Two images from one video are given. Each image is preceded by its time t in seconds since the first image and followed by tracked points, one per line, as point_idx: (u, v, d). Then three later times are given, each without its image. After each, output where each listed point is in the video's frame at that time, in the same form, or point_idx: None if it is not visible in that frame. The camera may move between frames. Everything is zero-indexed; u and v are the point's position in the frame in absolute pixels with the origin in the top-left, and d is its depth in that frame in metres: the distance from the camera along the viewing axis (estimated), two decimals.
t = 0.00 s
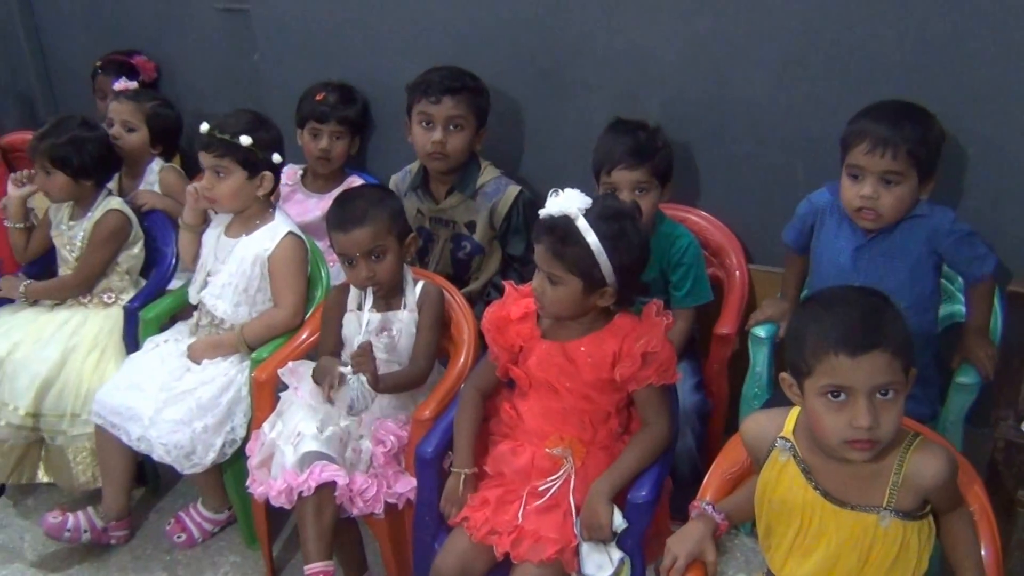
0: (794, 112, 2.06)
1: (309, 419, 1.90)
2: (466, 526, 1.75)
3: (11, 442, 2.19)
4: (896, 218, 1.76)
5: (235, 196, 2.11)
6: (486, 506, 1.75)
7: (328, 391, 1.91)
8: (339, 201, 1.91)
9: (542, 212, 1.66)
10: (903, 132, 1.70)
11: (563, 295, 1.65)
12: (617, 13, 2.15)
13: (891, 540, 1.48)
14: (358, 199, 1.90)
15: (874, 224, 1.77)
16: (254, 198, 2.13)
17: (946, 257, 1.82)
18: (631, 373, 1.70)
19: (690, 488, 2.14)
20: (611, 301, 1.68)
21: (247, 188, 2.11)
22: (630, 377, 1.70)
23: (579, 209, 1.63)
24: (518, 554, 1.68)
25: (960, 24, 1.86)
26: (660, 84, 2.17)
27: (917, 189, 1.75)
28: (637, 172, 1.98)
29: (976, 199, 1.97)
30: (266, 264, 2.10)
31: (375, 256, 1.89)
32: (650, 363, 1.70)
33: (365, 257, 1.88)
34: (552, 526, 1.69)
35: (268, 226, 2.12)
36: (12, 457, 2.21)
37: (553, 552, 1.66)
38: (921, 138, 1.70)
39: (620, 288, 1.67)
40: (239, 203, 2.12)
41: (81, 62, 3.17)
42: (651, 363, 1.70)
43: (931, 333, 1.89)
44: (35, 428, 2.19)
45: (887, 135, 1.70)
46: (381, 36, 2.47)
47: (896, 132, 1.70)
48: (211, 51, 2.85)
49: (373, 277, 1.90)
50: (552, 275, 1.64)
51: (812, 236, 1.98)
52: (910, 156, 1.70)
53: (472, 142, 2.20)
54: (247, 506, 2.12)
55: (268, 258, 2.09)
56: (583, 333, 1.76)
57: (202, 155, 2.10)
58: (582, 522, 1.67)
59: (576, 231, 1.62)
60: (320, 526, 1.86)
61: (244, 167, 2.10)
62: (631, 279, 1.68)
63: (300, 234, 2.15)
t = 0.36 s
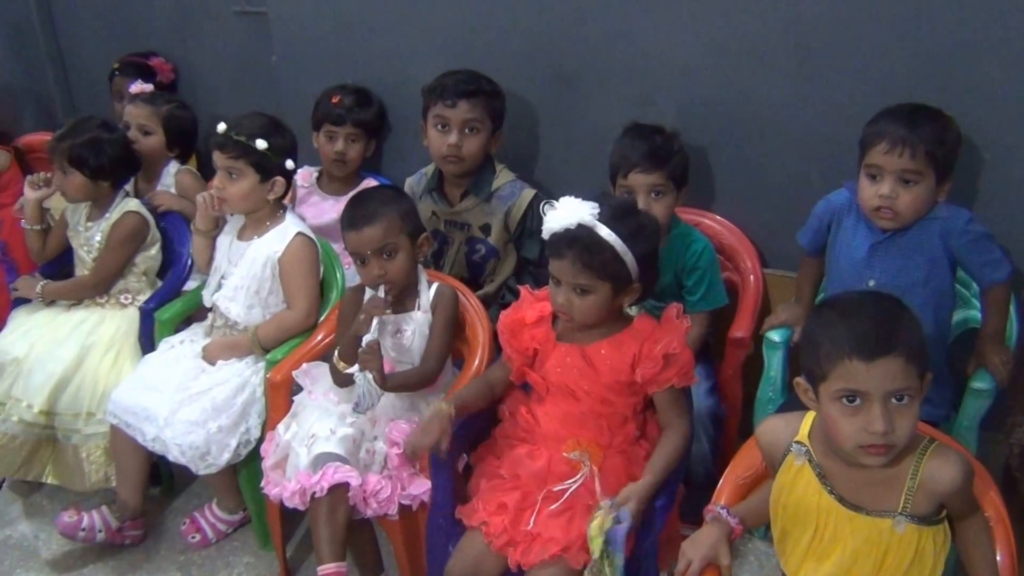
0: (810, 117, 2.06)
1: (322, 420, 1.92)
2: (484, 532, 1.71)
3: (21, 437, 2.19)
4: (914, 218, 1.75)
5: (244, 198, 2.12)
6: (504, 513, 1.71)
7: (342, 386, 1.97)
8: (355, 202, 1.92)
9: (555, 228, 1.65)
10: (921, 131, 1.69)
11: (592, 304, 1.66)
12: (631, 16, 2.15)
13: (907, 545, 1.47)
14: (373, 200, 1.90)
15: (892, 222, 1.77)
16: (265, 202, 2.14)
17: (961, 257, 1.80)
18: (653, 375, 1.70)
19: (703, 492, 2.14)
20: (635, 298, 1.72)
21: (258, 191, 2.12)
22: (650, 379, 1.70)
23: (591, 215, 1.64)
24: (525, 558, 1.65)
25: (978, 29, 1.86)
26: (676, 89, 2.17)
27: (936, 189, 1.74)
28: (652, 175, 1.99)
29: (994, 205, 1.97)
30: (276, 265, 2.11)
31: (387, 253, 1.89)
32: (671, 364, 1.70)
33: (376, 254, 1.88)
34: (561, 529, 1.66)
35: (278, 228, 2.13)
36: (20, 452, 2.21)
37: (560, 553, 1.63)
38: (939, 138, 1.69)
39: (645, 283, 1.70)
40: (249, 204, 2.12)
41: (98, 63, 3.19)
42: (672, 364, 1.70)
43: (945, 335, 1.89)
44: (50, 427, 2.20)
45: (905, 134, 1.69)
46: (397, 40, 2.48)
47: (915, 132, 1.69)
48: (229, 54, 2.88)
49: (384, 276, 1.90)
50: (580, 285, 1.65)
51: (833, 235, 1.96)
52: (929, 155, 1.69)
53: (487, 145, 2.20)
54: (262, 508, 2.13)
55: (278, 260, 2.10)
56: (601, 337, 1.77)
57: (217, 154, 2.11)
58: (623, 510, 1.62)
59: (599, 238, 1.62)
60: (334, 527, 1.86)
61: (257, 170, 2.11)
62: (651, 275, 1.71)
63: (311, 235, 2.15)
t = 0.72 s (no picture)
0: (823, 121, 2.06)
1: (333, 422, 1.92)
2: (496, 534, 1.71)
3: (36, 434, 2.23)
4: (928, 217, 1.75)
5: (263, 198, 2.13)
6: (517, 515, 1.71)
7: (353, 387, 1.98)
8: (368, 204, 1.93)
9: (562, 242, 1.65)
10: (937, 132, 1.68)
11: (618, 311, 1.68)
12: (645, 20, 2.16)
13: (919, 549, 1.47)
14: (386, 202, 1.91)
15: (906, 221, 1.76)
16: (282, 202, 2.15)
17: (974, 259, 1.80)
18: (682, 380, 1.68)
19: (714, 495, 2.14)
20: (654, 294, 1.74)
21: (275, 191, 2.13)
22: (680, 383, 1.69)
23: (601, 224, 1.64)
24: (536, 559, 1.65)
25: (994, 33, 1.85)
26: (688, 92, 2.18)
27: (951, 189, 1.73)
28: (666, 179, 2.00)
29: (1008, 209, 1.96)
30: (292, 267, 2.11)
31: (396, 255, 1.89)
32: (702, 369, 1.69)
33: (386, 256, 1.89)
34: (574, 533, 1.65)
35: (295, 229, 2.14)
36: (33, 445, 2.24)
37: (571, 555, 1.63)
38: (955, 139, 1.69)
39: (662, 277, 1.73)
40: (267, 205, 2.14)
41: (113, 63, 3.21)
42: (702, 369, 1.69)
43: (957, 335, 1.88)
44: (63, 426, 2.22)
45: (921, 136, 1.69)
46: (410, 43, 2.49)
47: (930, 132, 1.69)
48: (243, 56, 2.89)
49: (393, 277, 1.91)
50: (604, 293, 1.66)
51: (851, 228, 1.95)
52: (945, 157, 1.68)
53: (500, 148, 2.21)
54: (274, 509, 2.13)
55: (294, 261, 2.11)
56: (628, 340, 1.77)
57: (231, 155, 2.12)
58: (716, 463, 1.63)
59: (612, 243, 1.64)
60: (345, 528, 1.86)
61: (275, 170, 2.12)
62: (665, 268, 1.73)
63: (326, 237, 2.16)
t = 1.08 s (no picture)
0: (834, 124, 2.06)
1: (343, 423, 1.92)
2: (508, 538, 1.71)
3: (51, 437, 2.22)
4: (931, 214, 1.74)
5: (279, 199, 2.14)
6: (529, 518, 1.71)
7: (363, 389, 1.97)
8: (377, 205, 1.93)
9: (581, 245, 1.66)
10: (947, 128, 1.68)
11: (634, 314, 1.68)
12: (656, 23, 2.16)
13: (930, 554, 1.47)
14: (396, 203, 1.92)
15: (910, 216, 1.76)
16: (293, 201, 2.16)
17: (973, 262, 1.79)
18: (702, 381, 1.68)
19: (723, 499, 2.14)
20: (671, 293, 1.75)
21: (288, 190, 2.14)
22: (700, 384, 1.68)
23: (615, 226, 1.65)
24: (546, 562, 1.65)
25: (1007, 37, 1.85)
26: (699, 96, 2.18)
27: (957, 188, 1.72)
28: (677, 182, 2.00)
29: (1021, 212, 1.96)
30: (301, 268, 2.12)
31: (407, 258, 1.90)
32: (723, 371, 1.68)
33: (396, 259, 1.89)
34: (586, 536, 1.65)
35: (303, 231, 2.14)
36: (42, 448, 2.22)
37: (582, 559, 1.63)
38: (964, 137, 1.68)
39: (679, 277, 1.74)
40: (278, 208, 2.14)
41: (124, 65, 3.22)
42: (723, 371, 1.68)
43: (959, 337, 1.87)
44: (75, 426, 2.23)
45: (932, 131, 1.69)
46: (421, 45, 2.49)
47: (940, 127, 1.69)
48: (254, 58, 2.91)
49: (404, 279, 1.91)
50: (621, 295, 1.67)
51: (863, 226, 1.95)
52: (952, 153, 1.68)
53: (510, 150, 2.21)
54: (283, 510, 2.14)
55: (303, 262, 2.12)
56: (648, 341, 1.77)
57: (242, 160, 2.12)
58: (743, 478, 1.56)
59: (627, 245, 1.64)
60: (354, 530, 1.86)
61: (287, 169, 2.14)
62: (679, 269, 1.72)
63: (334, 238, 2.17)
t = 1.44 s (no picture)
0: (843, 127, 2.06)
1: (351, 424, 1.93)
2: (518, 540, 1.71)
3: (58, 436, 2.22)
4: (941, 221, 1.75)
5: (292, 200, 2.14)
6: (539, 521, 1.71)
7: (370, 391, 1.98)
8: (384, 207, 1.94)
9: (586, 251, 1.66)
10: (954, 135, 1.68)
11: (642, 314, 1.68)
12: (664, 27, 2.16)
13: (940, 557, 1.46)
14: (404, 205, 1.92)
15: (920, 224, 1.77)
16: (305, 202, 2.18)
17: (987, 267, 1.79)
18: (712, 382, 1.67)
19: (730, 503, 2.14)
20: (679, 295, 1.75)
21: (302, 192, 2.16)
22: (709, 385, 1.67)
23: (619, 231, 1.66)
24: (555, 565, 1.66)
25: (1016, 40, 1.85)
26: (707, 99, 2.18)
27: (966, 194, 1.73)
28: (685, 185, 2.00)
29: None
30: (309, 270, 2.13)
31: (416, 258, 1.90)
32: (732, 373, 1.68)
33: (405, 259, 1.90)
34: (594, 539, 1.65)
35: (312, 233, 2.14)
36: (46, 446, 2.21)
37: (590, 563, 1.63)
38: (971, 143, 1.68)
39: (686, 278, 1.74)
40: (291, 210, 2.15)
41: (131, 67, 3.24)
42: (732, 373, 1.68)
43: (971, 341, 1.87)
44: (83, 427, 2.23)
45: (939, 139, 1.69)
46: (429, 47, 2.50)
47: (949, 135, 1.69)
48: (262, 60, 2.92)
49: (413, 280, 1.91)
50: (630, 298, 1.67)
51: (870, 232, 1.95)
52: (959, 161, 1.68)
53: (518, 153, 2.22)
54: (290, 511, 2.14)
55: (311, 264, 2.12)
56: (658, 342, 1.76)
57: (253, 163, 2.12)
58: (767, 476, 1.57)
59: (632, 250, 1.64)
60: (362, 531, 1.87)
61: (299, 170, 2.15)
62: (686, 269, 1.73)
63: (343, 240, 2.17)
